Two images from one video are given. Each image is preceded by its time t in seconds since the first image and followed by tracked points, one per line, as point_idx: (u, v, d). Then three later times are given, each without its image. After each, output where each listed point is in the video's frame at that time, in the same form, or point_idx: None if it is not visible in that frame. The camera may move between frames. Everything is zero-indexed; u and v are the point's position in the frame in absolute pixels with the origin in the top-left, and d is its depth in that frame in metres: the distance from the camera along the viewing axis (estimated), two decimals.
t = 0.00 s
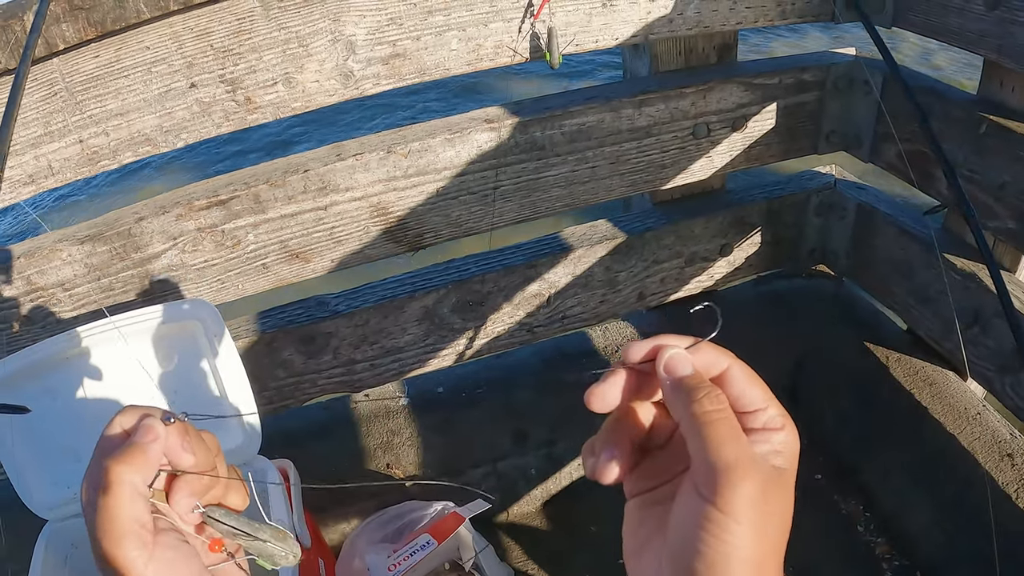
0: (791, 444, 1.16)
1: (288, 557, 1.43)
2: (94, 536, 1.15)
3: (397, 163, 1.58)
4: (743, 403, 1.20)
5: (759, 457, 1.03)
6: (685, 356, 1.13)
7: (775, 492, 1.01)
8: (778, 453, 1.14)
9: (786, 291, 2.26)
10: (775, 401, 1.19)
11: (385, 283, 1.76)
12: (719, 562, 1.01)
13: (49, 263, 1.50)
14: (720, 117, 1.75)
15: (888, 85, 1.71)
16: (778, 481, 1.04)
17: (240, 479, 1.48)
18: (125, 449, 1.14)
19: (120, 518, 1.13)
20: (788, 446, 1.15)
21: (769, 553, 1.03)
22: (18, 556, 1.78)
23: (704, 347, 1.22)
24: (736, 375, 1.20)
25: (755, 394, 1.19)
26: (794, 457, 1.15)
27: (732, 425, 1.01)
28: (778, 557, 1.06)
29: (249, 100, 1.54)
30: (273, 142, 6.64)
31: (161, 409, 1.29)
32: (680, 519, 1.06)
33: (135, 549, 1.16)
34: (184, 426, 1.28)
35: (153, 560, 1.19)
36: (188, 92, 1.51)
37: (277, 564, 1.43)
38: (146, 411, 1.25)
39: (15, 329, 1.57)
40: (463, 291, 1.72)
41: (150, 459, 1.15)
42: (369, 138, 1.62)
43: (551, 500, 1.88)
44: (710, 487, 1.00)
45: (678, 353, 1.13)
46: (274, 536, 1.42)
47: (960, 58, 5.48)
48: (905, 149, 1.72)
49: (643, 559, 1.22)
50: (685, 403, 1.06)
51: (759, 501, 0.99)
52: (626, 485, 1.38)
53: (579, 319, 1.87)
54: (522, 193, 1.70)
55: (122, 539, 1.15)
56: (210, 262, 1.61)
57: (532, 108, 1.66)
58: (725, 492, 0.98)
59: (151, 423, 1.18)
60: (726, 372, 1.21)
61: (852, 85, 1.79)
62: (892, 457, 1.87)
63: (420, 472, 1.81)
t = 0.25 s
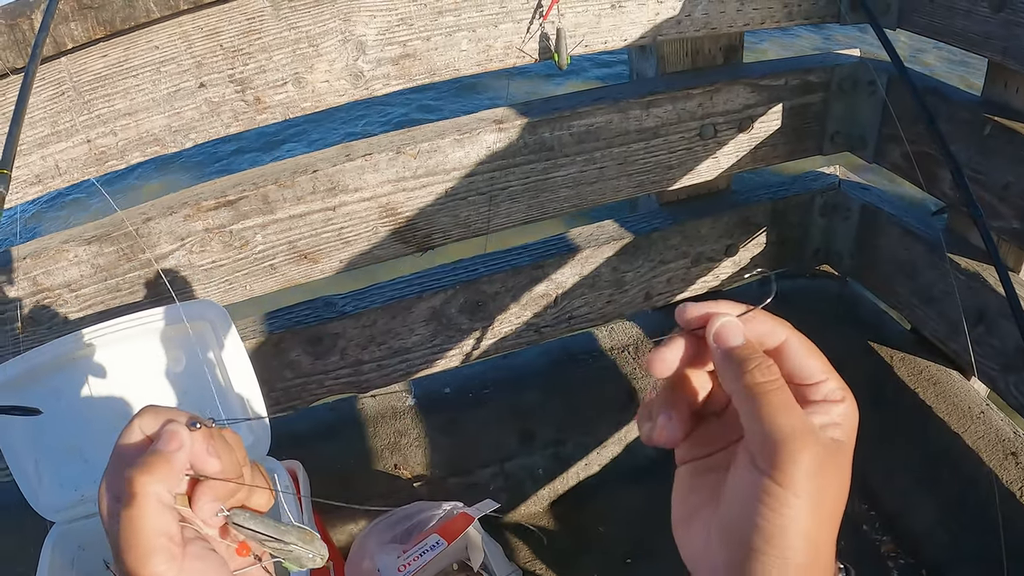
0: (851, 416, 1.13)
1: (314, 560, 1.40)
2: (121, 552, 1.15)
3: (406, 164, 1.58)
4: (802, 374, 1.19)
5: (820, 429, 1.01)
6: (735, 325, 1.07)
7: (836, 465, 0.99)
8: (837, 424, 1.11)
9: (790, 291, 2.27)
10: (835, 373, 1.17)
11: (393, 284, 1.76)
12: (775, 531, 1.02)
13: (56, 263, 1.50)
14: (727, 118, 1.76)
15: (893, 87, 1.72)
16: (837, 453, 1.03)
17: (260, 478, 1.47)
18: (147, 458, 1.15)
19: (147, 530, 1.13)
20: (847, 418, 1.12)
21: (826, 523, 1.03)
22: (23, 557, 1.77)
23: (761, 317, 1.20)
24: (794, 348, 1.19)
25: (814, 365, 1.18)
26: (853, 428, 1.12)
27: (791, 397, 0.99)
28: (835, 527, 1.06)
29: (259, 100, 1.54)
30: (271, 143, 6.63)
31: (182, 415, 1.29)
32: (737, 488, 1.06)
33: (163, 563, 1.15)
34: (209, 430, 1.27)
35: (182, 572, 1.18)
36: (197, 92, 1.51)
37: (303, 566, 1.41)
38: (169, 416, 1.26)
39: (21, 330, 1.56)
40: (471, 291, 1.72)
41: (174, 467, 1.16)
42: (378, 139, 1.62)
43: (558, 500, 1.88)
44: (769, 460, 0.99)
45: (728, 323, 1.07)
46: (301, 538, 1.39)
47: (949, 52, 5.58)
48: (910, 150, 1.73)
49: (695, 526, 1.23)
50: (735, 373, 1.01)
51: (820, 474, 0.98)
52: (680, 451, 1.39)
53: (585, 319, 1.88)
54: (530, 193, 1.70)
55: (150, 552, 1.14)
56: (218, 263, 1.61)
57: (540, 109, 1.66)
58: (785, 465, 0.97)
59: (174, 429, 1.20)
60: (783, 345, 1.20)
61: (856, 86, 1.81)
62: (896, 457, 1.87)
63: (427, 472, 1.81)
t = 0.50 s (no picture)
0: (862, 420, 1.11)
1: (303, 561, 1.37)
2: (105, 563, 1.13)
3: (406, 166, 1.58)
4: (811, 381, 1.17)
5: (825, 434, 1.02)
6: (732, 335, 1.08)
7: (843, 467, 1.00)
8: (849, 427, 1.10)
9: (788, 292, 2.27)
10: (844, 379, 1.15)
11: (393, 286, 1.76)
12: (789, 539, 1.02)
13: (54, 266, 1.50)
14: (726, 119, 1.76)
15: (892, 88, 1.72)
16: (846, 458, 1.03)
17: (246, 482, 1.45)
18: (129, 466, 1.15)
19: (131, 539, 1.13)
20: (857, 421, 1.10)
21: (839, 527, 1.03)
22: (22, 560, 1.77)
23: (766, 325, 1.19)
24: (802, 356, 1.17)
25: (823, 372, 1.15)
26: (863, 432, 1.10)
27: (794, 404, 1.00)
28: (848, 531, 1.05)
29: (258, 102, 1.54)
30: (269, 144, 6.62)
31: (163, 421, 1.27)
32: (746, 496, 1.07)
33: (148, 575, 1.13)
34: (188, 437, 1.28)
35: None
36: (196, 95, 1.51)
37: (292, 569, 1.38)
38: (147, 423, 1.23)
39: (19, 333, 1.56)
40: (471, 293, 1.72)
41: (154, 475, 1.16)
42: (378, 141, 1.62)
43: (558, 502, 1.89)
44: (776, 466, 0.99)
45: (724, 333, 1.08)
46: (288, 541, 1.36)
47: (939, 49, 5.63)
48: (909, 151, 1.74)
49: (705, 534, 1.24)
50: (734, 384, 1.03)
51: (827, 478, 0.99)
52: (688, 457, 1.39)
53: (585, 320, 1.88)
54: (530, 195, 1.70)
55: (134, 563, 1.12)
56: (218, 265, 1.60)
57: (540, 111, 1.66)
58: (791, 470, 0.98)
59: (151, 439, 1.18)
60: (791, 354, 1.17)
61: (855, 87, 1.81)
62: (894, 456, 1.87)
63: (427, 475, 1.80)
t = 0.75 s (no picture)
0: (862, 419, 1.10)
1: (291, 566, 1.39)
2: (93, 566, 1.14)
3: (401, 166, 1.58)
4: (811, 379, 1.16)
5: (824, 434, 1.02)
6: (733, 333, 1.07)
7: (842, 470, 1.00)
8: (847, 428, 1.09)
9: (785, 292, 2.27)
10: (845, 377, 1.14)
11: (388, 286, 1.75)
12: (786, 540, 1.01)
13: (48, 267, 1.49)
14: (722, 119, 1.76)
15: (888, 87, 1.72)
16: (846, 458, 1.03)
17: (235, 485, 1.45)
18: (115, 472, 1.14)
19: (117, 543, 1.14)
20: (857, 420, 1.09)
21: (837, 529, 1.03)
22: (16, 563, 1.76)
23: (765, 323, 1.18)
24: (801, 353, 1.16)
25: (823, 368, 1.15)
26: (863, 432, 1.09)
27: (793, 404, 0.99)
28: (846, 533, 1.05)
29: (252, 102, 1.53)
30: (266, 145, 6.61)
31: (151, 424, 1.25)
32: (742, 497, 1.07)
33: None
34: (176, 441, 1.25)
35: None
36: (190, 95, 1.50)
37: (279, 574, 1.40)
38: (136, 426, 1.22)
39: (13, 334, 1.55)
40: (466, 294, 1.72)
41: (141, 480, 1.16)
42: (372, 141, 1.61)
43: (554, 503, 1.88)
44: (773, 468, 0.99)
45: (725, 330, 1.07)
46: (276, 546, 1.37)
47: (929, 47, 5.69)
48: (906, 150, 1.73)
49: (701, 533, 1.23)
50: (731, 385, 1.03)
51: (825, 480, 0.99)
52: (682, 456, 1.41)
53: (581, 321, 1.87)
54: (525, 195, 1.70)
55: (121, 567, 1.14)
56: (212, 266, 1.59)
57: (535, 110, 1.66)
58: (790, 472, 0.98)
59: (139, 441, 1.16)
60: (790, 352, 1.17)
61: (852, 86, 1.81)
62: (892, 456, 1.86)
63: (424, 477, 1.79)
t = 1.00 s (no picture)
0: (823, 432, 1.14)
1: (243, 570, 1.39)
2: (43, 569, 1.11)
3: (380, 168, 1.57)
4: (774, 387, 1.21)
5: (775, 453, 1.01)
6: (682, 344, 1.05)
7: (792, 493, 0.99)
8: (808, 443, 1.12)
9: (772, 292, 2.27)
10: (808, 388, 1.19)
11: (370, 288, 1.75)
12: (736, 563, 1.02)
13: (31, 271, 1.49)
14: (705, 118, 1.75)
15: (873, 85, 1.71)
16: (798, 477, 1.02)
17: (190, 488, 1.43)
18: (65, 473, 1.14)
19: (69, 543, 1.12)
20: (819, 433, 1.14)
21: (789, 552, 1.03)
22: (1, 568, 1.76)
23: (728, 328, 1.23)
24: (763, 359, 1.22)
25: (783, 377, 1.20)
26: (825, 445, 1.13)
27: (741, 424, 0.98)
28: (800, 554, 1.05)
29: (230, 105, 1.53)
30: (261, 146, 6.61)
31: (103, 427, 1.25)
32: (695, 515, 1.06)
33: None
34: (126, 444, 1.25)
35: None
36: (169, 98, 1.50)
37: None
38: (88, 429, 1.22)
39: None
40: (449, 296, 1.71)
41: (92, 480, 1.15)
42: (351, 143, 1.61)
43: (539, 504, 1.87)
44: (722, 493, 0.98)
45: (673, 341, 1.05)
46: (228, 551, 1.40)
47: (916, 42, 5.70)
48: (891, 149, 1.72)
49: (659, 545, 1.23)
50: (679, 399, 1.01)
51: (774, 503, 0.98)
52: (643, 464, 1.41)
53: (565, 322, 1.86)
54: (506, 196, 1.69)
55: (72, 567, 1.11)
56: (193, 269, 1.59)
57: (516, 111, 1.65)
58: (738, 497, 0.97)
59: (90, 445, 1.17)
60: (750, 357, 1.22)
61: (838, 85, 1.79)
62: (879, 456, 1.86)
63: (407, 479, 1.79)
